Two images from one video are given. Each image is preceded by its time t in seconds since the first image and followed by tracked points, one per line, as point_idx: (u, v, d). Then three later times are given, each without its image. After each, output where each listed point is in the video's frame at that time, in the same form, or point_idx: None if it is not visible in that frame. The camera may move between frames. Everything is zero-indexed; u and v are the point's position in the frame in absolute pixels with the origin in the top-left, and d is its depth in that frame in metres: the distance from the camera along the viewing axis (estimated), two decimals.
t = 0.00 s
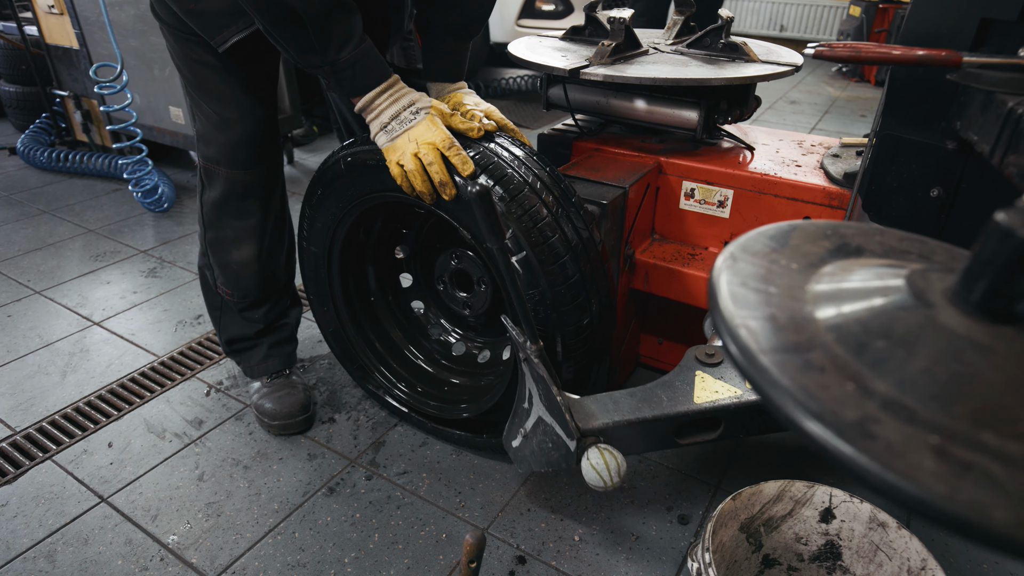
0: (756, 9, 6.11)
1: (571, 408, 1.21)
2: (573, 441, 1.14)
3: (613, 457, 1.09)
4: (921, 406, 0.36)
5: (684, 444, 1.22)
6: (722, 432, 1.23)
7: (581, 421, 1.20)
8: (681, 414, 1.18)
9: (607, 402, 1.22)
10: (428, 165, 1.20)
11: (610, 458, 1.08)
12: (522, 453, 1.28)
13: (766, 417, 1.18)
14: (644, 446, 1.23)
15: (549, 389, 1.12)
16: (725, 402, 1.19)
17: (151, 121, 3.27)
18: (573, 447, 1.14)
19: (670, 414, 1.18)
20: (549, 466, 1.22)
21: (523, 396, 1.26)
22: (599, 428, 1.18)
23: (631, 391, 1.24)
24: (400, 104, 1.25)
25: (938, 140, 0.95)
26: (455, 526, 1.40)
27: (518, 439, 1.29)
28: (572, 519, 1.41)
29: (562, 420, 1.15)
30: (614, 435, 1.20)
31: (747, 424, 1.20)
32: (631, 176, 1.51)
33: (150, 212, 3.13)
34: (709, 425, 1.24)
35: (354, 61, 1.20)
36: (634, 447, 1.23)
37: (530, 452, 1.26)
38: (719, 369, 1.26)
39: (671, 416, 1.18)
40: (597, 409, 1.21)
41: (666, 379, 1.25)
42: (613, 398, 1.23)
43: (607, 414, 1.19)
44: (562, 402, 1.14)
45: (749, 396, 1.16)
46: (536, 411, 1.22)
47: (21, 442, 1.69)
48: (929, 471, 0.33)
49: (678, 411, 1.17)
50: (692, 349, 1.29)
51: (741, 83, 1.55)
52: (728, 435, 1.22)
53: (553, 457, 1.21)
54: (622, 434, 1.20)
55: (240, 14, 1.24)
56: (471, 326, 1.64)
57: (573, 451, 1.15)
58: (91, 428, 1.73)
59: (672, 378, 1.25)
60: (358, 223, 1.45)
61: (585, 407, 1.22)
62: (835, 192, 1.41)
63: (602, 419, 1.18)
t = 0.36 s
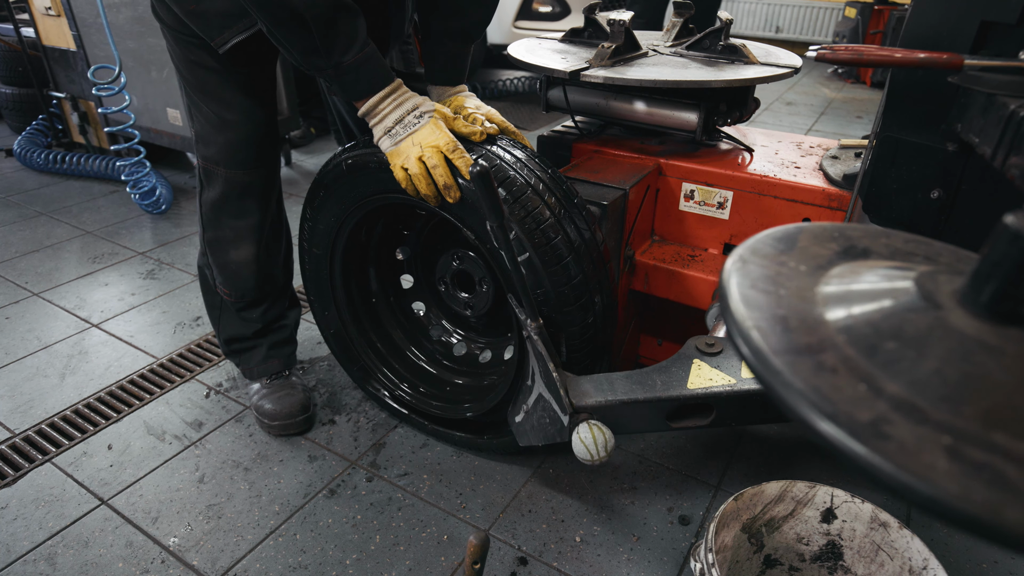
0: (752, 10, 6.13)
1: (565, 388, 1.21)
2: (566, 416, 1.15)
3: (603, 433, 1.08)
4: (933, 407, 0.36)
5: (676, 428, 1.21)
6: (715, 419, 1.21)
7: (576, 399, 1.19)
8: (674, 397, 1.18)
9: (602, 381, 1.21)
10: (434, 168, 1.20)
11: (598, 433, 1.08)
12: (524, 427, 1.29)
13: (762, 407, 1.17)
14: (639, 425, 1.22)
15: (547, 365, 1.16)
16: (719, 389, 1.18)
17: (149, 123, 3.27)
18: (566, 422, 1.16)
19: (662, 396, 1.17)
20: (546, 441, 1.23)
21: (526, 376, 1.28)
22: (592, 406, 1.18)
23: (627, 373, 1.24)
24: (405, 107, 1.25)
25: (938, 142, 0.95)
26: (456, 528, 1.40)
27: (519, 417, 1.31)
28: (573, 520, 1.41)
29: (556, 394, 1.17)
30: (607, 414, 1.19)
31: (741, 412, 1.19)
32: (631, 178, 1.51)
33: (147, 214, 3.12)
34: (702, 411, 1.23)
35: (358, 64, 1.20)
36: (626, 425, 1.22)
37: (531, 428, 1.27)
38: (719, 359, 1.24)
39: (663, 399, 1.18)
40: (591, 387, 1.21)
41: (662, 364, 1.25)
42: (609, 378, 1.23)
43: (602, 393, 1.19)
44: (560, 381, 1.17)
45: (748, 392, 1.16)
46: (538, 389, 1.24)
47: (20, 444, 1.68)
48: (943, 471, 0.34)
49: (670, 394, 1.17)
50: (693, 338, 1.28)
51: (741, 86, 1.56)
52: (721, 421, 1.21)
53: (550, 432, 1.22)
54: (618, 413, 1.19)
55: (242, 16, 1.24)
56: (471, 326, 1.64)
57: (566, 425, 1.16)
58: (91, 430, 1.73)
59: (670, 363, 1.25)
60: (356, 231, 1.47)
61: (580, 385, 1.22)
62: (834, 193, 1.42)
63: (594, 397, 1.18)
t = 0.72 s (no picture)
0: (748, 14, 6.16)
1: (563, 372, 1.22)
2: (562, 397, 1.19)
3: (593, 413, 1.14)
4: (933, 406, 0.37)
5: (669, 413, 1.22)
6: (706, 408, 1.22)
7: (571, 380, 1.23)
8: (666, 385, 1.18)
9: (599, 367, 1.23)
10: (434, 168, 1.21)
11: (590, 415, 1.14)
12: (526, 409, 1.32)
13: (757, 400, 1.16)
14: (634, 413, 1.23)
15: (546, 350, 1.18)
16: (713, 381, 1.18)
17: (146, 126, 3.27)
18: (561, 402, 1.19)
19: (654, 383, 1.18)
20: (545, 423, 1.27)
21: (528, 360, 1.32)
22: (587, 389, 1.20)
23: (625, 363, 1.25)
24: (405, 109, 1.26)
25: (938, 145, 0.96)
26: (456, 530, 1.40)
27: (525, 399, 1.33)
28: (573, 521, 1.41)
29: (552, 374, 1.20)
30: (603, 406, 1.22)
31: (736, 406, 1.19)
32: (630, 180, 1.52)
33: (144, 217, 3.11)
34: (696, 402, 1.24)
35: (357, 65, 1.20)
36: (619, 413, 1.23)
37: (531, 409, 1.31)
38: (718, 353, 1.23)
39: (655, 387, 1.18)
40: (587, 371, 1.24)
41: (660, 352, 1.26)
42: (606, 363, 1.25)
43: (597, 377, 1.21)
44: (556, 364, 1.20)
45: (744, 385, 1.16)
46: (539, 372, 1.26)
47: (18, 448, 1.68)
48: (944, 467, 0.34)
49: (662, 382, 1.18)
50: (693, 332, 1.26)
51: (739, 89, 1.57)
52: (714, 413, 1.21)
53: (547, 412, 1.26)
54: (612, 398, 1.21)
55: (238, 15, 1.24)
56: (473, 325, 1.64)
57: (561, 406, 1.19)
58: (89, 434, 1.73)
59: (667, 352, 1.25)
60: (359, 230, 1.48)
61: (578, 369, 1.24)
62: (832, 195, 1.43)
63: (589, 381, 1.20)
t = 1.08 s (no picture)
0: (743, 17, 6.19)
1: (561, 366, 1.23)
2: (558, 390, 1.20)
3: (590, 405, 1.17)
4: (931, 408, 0.37)
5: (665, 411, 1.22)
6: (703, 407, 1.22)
7: (569, 374, 1.23)
8: (664, 381, 1.18)
9: (597, 362, 1.23)
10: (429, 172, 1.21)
11: (585, 408, 1.16)
12: (526, 405, 1.29)
13: (752, 396, 1.16)
14: (630, 408, 1.23)
15: (541, 341, 1.20)
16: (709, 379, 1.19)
17: (141, 128, 3.26)
18: (558, 396, 1.20)
19: (651, 379, 1.19)
20: (543, 417, 1.25)
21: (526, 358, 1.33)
22: (585, 384, 1.20)
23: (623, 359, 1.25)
24: (401, 112, 1.27)
25: (933, 147, 0.98)
26: (455, 532, 1.40)
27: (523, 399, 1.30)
28: (571, 523, 1.42)
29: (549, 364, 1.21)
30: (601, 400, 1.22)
31: (730, 404, 1.19)
32: (627, 183, 1.53)
33: (139, 220, 3.11)
34: (691, 399, 1.24)
35: (348, 68, 1.20)
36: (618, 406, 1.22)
37: (530, 404, 1.29)
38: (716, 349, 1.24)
39: (654, 383, 1.19)
40: (585, 367, 1.23)
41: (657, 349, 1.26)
42: (603, 359, 1.24)
43: (594, 371, 1.21)
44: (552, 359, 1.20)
45: (738, 383, 1.16)
46: (539, 366, 1.25)
47: (14, 453, 1.67)
48: (943, 469, 0.35)
49: (659, 379, 1.18)
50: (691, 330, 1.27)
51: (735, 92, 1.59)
52: (708, 410, 1.21)
53: (546, 406, 1.24)
54: (608, 392, 1.21)
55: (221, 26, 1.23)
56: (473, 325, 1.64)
57: (559, 400, 1.21)
58: (86, 438, 1.72)
59: (663, 349, 1.26)
60: (360, 231, 1.48)
61: (575, 364, 1.23)
62: (827, 198, 1.44)
63: (587, 376, 1.20)
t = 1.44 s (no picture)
0: (737, 19, 6.21)
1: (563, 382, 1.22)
2: (564, 410, 1.16)
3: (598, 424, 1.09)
4: (943, 411, 0.38)
5: (671, 424, 1.22)
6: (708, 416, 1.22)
7: (573, 392, 1.21)
8: (669, 394, 1.19)
9: (599, 377, 1.23)
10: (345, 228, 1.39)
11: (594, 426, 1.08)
12: (523, 422, 1.30)
13: (757, 403, 1.16)
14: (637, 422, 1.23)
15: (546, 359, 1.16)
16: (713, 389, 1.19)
17: (137, 130, 3.25)
18: (563, 415, 1.16)
19: (657, 393, 1.18)
20: (544, 436, 1.24)
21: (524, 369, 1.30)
22: (589, 401, 1.19)
23: (625, 371, 1.25)
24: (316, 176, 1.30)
25: (932, 150, 0.99)
26: (456, 534, 1.40)
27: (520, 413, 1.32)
28: (572, 525, 1.42)
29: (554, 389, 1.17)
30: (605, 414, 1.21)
31: (735, 412, 1.19)
32: (627, 185, 1.53)
33: (136, 222, 3.10)
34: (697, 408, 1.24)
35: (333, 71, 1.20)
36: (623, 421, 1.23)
37: (530, 423, 1.28)
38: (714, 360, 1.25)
39: (658, 397, 1.19)
40: (587, 383, 1.22)
41: (659, 361, 1.26)
42: (606, 373, 1.24)
43: (598, 388, 1.20)
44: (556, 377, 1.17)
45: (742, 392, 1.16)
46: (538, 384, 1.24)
47: (12, 456, 1.67)
48: (955, 471, 0.35)
49: (665, 391, 1.18)
50: (690, 339, 1.29)
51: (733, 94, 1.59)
52: (714, 419, 1.21)
53: (547, 425, 1.23)
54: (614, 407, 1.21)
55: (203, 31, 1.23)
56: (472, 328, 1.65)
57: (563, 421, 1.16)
58: (84, 441, 1.71)
59: (665, 361, 1.25)
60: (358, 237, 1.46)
61: (578, 381, 1.23)
62: (826, 200, 1.44)
63: (592, 393, 1.20)
